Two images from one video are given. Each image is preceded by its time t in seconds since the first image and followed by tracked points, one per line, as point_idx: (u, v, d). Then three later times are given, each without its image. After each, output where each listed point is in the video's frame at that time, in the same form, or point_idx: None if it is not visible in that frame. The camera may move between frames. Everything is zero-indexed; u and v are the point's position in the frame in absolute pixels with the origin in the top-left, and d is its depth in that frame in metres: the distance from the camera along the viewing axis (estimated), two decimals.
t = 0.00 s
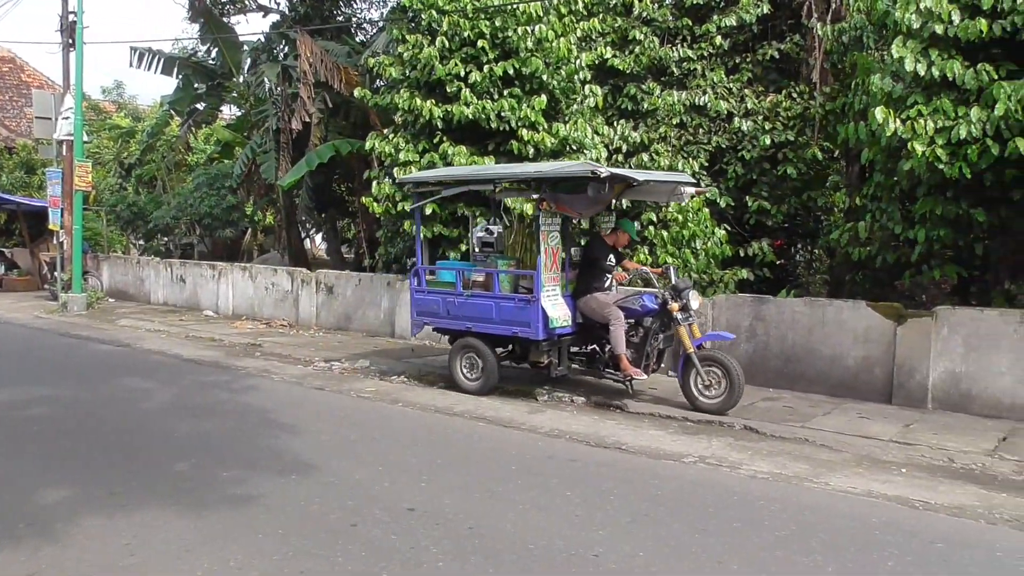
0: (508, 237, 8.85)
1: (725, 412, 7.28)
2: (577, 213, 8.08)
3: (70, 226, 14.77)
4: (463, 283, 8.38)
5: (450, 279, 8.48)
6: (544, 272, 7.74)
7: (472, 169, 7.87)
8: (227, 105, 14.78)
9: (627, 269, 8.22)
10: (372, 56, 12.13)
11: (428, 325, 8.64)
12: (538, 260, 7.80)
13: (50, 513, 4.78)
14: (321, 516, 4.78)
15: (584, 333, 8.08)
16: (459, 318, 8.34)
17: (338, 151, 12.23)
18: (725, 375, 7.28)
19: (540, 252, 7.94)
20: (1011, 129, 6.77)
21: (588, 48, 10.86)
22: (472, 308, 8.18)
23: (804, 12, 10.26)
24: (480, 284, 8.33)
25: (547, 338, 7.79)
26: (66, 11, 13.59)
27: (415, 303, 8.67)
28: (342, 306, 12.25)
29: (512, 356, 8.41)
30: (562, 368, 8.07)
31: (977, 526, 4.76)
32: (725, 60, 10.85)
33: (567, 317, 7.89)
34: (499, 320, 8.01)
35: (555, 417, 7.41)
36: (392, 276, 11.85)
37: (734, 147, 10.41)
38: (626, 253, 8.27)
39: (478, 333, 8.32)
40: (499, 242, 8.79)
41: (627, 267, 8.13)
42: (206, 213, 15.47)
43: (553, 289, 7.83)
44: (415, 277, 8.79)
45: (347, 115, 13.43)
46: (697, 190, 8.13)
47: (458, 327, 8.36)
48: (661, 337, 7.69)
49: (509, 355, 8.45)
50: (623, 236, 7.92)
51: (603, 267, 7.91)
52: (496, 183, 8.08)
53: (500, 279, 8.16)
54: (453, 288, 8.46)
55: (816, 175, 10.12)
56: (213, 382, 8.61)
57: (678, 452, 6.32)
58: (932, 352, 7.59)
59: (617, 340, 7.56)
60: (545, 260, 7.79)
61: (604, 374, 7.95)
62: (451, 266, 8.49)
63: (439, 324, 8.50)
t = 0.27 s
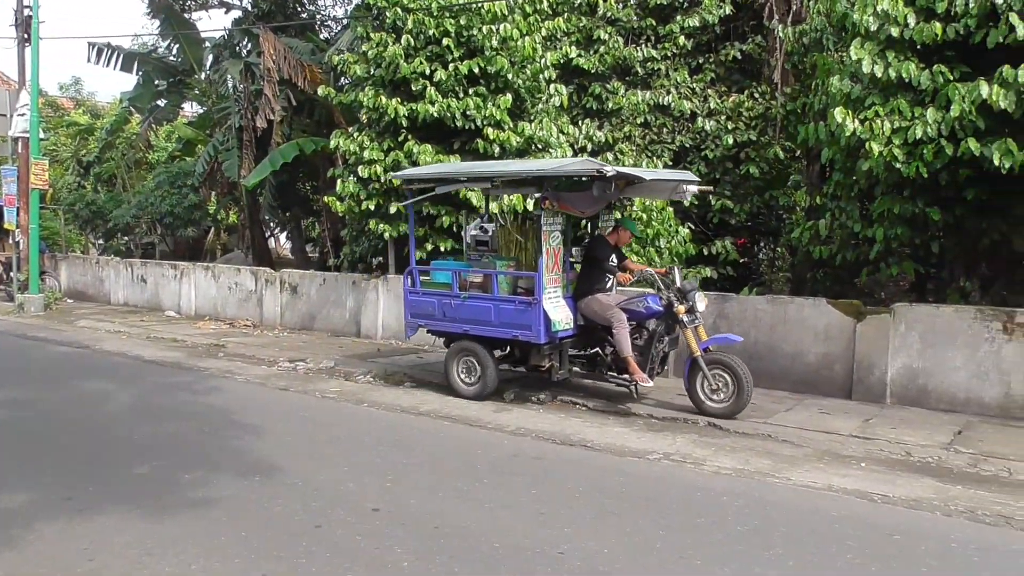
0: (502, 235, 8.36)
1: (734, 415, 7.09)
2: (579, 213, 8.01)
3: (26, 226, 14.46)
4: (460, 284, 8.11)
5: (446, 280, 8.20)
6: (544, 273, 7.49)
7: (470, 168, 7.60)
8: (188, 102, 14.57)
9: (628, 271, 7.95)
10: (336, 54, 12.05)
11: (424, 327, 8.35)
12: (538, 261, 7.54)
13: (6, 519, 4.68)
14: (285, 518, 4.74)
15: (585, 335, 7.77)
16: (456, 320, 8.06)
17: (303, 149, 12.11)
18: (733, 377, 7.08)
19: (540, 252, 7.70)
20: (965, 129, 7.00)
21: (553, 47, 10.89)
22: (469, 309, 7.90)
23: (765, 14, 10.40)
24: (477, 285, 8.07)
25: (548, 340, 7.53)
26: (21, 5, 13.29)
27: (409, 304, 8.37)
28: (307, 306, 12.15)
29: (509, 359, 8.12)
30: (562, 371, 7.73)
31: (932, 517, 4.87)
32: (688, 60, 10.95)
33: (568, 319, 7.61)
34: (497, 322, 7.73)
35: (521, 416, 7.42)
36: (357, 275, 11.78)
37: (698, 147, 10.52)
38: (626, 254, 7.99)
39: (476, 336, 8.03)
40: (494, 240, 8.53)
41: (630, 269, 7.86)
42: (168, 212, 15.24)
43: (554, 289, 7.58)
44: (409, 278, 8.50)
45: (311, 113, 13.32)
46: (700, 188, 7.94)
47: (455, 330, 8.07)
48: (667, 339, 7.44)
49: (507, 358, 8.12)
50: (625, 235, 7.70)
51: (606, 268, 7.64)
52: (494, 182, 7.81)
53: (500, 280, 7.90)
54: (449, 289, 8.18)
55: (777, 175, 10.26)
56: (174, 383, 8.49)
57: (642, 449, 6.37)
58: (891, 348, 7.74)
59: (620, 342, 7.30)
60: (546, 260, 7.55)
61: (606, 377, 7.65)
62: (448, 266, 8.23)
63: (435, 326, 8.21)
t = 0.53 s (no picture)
0: (504, 236, 8.54)
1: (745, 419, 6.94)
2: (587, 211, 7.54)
3: None
4: (463, 284, 8.03)
5: (448, 279, 8.09)
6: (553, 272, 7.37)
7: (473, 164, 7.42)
8: (147, 98, 14.33)
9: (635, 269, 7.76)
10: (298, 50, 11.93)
11: (424, 329, 8.20)
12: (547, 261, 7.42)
13: None
14: (246, 519, 4.68)
15: (593, 337, 7.62)
16: (458, 321, 7.90)
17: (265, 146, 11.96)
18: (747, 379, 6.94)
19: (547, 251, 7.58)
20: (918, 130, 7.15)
21: (517, 45, 10.89)
22: (473, 311, 7.76)
23: (726, 14, 10.52)
24: (481, 284, 8.01)
25: (555, 342, 7.39)
26: None
27: (410, 305, 8.23)
28: (269, 305, 12.01)
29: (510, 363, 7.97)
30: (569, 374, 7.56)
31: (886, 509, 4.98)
32: (651, 60, 11.03)
33: (578, 320, 7.49)
34: (503, 323, 7.59)
35: (486, 414, 7.42)
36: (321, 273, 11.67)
37: (661, 146, 10.61)
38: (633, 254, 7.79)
39: (479, 337, 7.89)
40: (493, 241, 8.73)
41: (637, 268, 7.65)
42: (126, 210, 14.97)
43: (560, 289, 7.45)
44: (408, 280, 8.40)
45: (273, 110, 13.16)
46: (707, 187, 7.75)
47: (457, 331, 7.92)
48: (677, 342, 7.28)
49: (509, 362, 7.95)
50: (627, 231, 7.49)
51: (612, 267, 7.40)
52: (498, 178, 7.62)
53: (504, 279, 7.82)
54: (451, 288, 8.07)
55: (739, 173, 10.38)
56: (132, 384, 8.34)
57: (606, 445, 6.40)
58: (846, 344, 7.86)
59: (630, 347, 7.15)
60: (553, 259, 7.44)
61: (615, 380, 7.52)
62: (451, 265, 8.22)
63: (437, 328, 8.07)
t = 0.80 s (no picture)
0: (507, 236, 8.24)
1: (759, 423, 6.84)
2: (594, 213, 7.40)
3: None
4: (464, 287, 7.62)
5: (448, 282, 7.71)
6: (560, 274, 7.13)
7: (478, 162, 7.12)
8: (104, 94, 14.10)
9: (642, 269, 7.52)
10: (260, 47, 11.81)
11: (421, 333, 7.82)
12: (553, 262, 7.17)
13: None
14: (207, 522, 4.64)
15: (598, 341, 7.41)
16: (458, 325, 7.57)
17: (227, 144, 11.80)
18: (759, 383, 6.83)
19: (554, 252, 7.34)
20: (874, 131, 7.30)
21: (481, 44, 10.91)
22: (475, 314, 7.43)
23: (689, 16, 10.62)
24: (483, 288, 7.58)
25: (564, 346, 7.13)
26: None
27: (406, 308, 7.83)
28: (231, 305, 11.87)
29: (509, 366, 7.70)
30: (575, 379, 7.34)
31: (844, 504, 5.08)
32: (614, 60, 11.09)
33: (585, 324, 7.27)
34: (507, 327, 7.29)
35: (451, 414, 7.41)
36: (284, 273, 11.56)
37: (624, 146, 10.69)
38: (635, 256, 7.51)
39: (481, 342, 7.56)
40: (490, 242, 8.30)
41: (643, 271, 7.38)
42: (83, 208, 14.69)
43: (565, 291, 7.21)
44: (406, 282, 7.98)
45: (234, 107, 13.00)
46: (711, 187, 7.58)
47: (458, 335, 7.57)
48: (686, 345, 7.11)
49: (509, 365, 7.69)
50: (629, 231, 7.23)
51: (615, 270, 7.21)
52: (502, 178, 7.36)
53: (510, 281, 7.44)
54: (452, 291, 7.69)
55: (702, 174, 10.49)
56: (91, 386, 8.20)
57: (570, 444, 6.44)
58: (806, 342, 8.03)
59: (639, 354, 6.93)
60: (562, 261, 7.18)
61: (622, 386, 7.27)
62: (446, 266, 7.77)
63: (435, 333, 7.70)
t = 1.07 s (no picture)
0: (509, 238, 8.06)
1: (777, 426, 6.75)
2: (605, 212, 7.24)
3: None
4: (470, 288, 7.39)
5: (454, 284, 7.48)
6: (572, 276, 6.92)
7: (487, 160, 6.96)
8: (68, 92, 13.91)
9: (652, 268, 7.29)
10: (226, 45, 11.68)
11: (425, 337, 7.58)
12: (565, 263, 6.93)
13: None
14: (170, 526, 4.57)
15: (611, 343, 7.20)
16: (464, 329, 7.33)
17: (193, 143, 11.66)
18: (776, 385, 6.73)
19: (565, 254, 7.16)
20: (838, 132, 7.41)
21: (450, 44, 10.89)
22: (482, 318, 7.20)
23: (657, 18, 10.68)
24: (489, 289, 7.36)
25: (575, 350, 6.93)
26: None
27: (408, 312, 7.59)
28: (198, 306, 11.72)
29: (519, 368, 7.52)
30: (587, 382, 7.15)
31: (808, 500, 5.14)
32: (583, 61, 11.14)
33: (597, 327, 7.07)
34: (516, 331, 7.08)
35: (420, 415, 7.38)
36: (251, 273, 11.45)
37: (594, 146, 10.74)
38: (645, 253, 7.27)
39: (489, 345, 7.34)
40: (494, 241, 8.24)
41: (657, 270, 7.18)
42: (45, 208, 14.44)
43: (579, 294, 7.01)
44: (408, 286, 7.80)
45: (201, 106, 12.85)
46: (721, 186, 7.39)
47: (465, 339, 7.34)
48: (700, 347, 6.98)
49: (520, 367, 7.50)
50: (638, 230, 7.01)
51: (625, 269, 7.00)
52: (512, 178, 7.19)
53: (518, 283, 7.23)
54: (457, 293, 7.47)
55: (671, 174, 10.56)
56: (52, 388, 8.06)
57: (540, 443, 6.45)
58: (772, 340, 8.16)
59: (652, 358, 6.78)
60: (574, 262, 6.97)
61: (634, 389, 7.07)
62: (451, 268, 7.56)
63: (440, 336, 7.46)
